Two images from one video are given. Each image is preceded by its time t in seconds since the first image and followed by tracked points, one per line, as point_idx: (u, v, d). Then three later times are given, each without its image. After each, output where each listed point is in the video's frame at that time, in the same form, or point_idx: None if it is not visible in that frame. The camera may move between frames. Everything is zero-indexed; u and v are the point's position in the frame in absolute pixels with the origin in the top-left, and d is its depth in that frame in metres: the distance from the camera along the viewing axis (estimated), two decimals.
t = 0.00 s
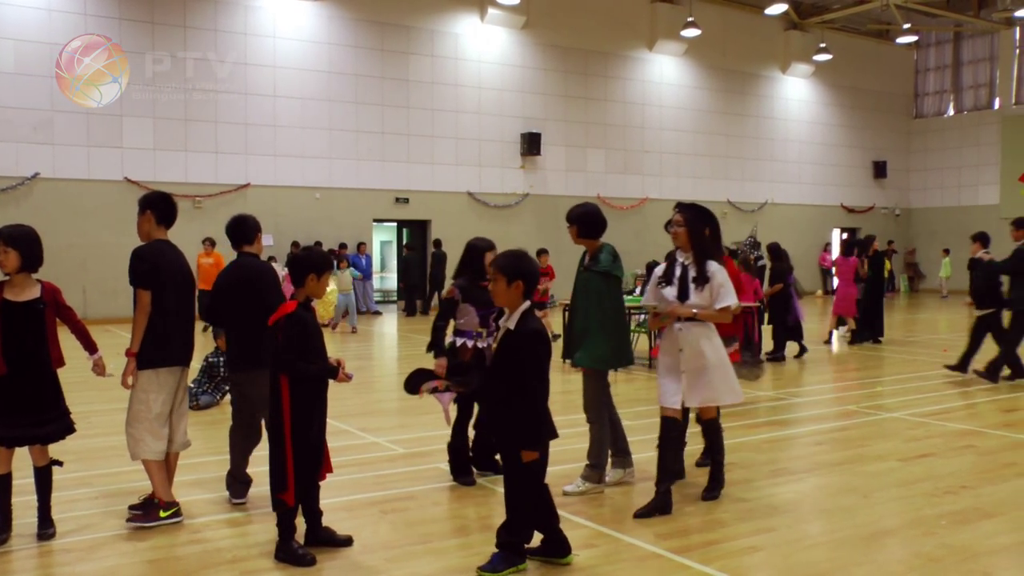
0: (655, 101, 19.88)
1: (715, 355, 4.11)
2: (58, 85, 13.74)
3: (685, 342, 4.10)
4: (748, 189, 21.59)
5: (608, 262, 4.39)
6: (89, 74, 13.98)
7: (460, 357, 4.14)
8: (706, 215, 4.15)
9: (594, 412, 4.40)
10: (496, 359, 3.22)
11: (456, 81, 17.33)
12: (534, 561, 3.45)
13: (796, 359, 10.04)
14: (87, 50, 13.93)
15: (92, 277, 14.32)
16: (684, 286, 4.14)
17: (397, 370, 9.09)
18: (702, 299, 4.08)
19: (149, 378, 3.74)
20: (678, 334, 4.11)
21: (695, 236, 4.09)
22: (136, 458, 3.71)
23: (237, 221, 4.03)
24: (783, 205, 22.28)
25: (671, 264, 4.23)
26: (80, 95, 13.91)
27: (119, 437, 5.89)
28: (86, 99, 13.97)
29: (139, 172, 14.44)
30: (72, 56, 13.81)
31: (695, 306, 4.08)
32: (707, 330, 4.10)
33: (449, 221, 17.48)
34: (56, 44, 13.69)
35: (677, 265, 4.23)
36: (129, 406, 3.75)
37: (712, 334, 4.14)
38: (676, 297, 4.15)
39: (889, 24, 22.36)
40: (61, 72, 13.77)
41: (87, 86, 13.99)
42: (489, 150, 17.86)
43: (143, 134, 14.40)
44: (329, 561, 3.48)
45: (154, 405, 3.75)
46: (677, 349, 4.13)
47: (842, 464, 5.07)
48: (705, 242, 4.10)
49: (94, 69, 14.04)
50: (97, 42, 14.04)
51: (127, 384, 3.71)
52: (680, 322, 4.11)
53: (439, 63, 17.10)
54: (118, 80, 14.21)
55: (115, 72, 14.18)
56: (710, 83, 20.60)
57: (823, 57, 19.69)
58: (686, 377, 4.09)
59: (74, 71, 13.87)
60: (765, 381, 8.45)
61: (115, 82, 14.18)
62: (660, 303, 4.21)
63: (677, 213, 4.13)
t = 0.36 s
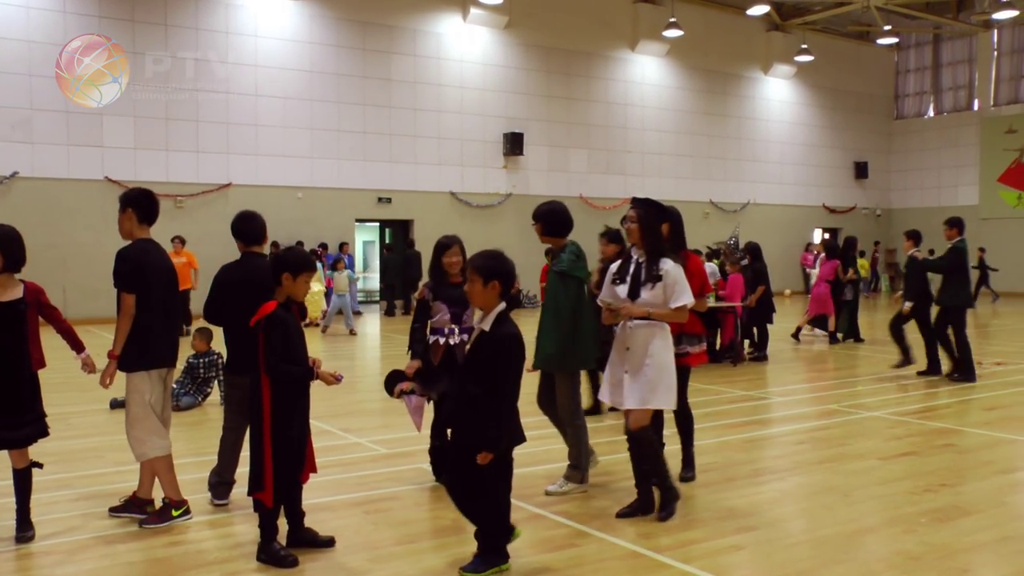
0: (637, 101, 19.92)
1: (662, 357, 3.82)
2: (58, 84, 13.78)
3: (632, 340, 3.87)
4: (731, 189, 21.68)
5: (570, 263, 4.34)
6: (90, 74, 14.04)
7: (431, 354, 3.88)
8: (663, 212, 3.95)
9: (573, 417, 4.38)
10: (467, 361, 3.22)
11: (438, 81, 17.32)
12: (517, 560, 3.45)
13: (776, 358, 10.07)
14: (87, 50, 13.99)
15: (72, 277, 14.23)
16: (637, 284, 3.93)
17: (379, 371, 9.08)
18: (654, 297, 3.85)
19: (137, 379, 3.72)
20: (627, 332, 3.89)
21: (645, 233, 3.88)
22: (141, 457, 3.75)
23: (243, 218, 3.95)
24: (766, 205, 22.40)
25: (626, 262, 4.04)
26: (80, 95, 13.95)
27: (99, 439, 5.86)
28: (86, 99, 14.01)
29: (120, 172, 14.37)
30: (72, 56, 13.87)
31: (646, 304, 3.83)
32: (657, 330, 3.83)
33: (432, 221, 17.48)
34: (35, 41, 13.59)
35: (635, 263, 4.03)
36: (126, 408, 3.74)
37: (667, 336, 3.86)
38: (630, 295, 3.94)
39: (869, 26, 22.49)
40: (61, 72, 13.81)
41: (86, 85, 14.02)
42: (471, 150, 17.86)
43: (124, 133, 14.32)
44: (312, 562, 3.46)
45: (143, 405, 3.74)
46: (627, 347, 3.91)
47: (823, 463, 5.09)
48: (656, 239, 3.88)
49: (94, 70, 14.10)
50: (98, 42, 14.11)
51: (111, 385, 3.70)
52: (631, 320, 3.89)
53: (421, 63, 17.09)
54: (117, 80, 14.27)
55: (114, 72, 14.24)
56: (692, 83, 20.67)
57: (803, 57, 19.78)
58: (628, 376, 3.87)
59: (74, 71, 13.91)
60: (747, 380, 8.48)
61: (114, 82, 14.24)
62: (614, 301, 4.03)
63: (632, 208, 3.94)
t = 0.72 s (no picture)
0: (635, 101, 19.93)
1: (625, 366, 3.71)
2: (59, 84, 13.79)
3: (595, 347, 3.78)
4: (728, 190, 21.70)
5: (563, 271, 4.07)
6: (90, 74, 14.03)
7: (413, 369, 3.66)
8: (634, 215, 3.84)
9: (557, 414, 4.37)
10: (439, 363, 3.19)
11: (436, 81, 17.31)
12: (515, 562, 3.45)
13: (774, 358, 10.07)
14: (87, 50, 13.99)
15: (70, 278, 14.21)
16: (604, 290, 3.84)
17: (376, 371, 9.07)
18: (615, 304, 3.75)
19: (149, 382, 3.74)
20: (592, 339, 3.81)
21: (613, 239, 3.78)
22: (148, 457, 3.75)
23: (258, 218, 3.94)
24: (763, 205, 22.41)
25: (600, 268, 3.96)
26: (80, 95, 13.95)
27: (96, 439, 5.85)
28: (86, 99, 14.01)
29: (117, 172, 14.35)
30: (72, 56, 13.87)
31: (606, 311, 3.74)
32: (619, 336, 3.72)
33: (430, 221, 17.46)
34: (32, 41, 13.57)
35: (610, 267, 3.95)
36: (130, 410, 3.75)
37: (633, 344, 3.75)
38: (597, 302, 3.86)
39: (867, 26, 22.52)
40: (61, 72, 13.81)
41: (86, 85, 14.02)
42: (469, 150, 17.86)
43: (121, 132, 14.31)
44: (311, 562, 3.46)
45: (150, 407, 3.75)
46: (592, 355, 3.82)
47: (821, 463, 5.10)
48: (624, 245, 3.78)
49: (94, 69, 14.09)
50: (98, 42, 14.11)
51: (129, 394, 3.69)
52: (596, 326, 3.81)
53: (419, 63, 17.09)
54: (117, 80, 14.26)
55: (114, 72, 14.23)
56: (689, 83, 20.69)
57: (801, 58, 19.79)
58: (591, 384, 3.78)
59: (74, 71, 13.91)
60: (744, 381, 8.49)
61: (114, 82, 14.23)
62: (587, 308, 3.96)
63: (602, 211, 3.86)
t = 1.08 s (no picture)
0: (620, 102, 19.96)
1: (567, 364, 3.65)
2: (58, 84, 13.85)
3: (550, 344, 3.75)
4: (713, 190, 21.75)
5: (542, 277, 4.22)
6: (89, 74, 14.12)
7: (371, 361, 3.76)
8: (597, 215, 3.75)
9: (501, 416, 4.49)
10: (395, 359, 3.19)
11: (420, 81, 17.30)
12: (499, 563, 3.46)
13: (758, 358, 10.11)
14: (87, 50, 14.09)
15: (52, 279, 14.13)
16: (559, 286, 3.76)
17: (361, 372, 9.06)
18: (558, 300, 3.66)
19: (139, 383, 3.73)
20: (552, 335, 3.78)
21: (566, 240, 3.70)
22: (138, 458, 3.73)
23: (233, 216, 3.87)
24: (747, 205, 22.48)
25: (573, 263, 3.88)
26: (79, 95, 14.03)
27: (79, 441, 5.82)
28: (85, 99, 14.08)
29: (99, 172, 14.28)
30: (72, 56, 13.95)
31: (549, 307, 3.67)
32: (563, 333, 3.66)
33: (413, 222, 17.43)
34: (14, 40, 13.48)
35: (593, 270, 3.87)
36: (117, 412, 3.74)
37: (579, 341, 3.66)
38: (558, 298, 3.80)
39: (850, 28, 22.63)
40: (61, 72, 13.89)
41: (86, 85, 14.10)
42: (454, 151, 17.85)
43: (104, 132, 14.24)
44: (296, 564, 3.46)
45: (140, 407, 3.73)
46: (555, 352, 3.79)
47: (804, 462, 5.12)
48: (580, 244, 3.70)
49: (94, 69, 14.19)
50: (97, 42, 14.19)
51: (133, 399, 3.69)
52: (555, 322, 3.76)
53: (404, 63, 17.07)
54: (117, 80, 14.35)
55: (114, 72, 14.32)
56: (674, 84, 20.74)
57: (784, 59, 19.87)
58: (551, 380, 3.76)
59: (73, 71, 13.99)
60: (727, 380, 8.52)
61: (114, 82, 14.32)
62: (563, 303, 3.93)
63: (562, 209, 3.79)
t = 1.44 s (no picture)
0: (576, 103, 20.04)
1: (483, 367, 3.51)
2: (58, 85, 14.00)
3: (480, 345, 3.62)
4: (668, 191, 21.89)
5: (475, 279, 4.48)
6: (90, 74, 14.36)
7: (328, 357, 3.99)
8: (520, 213, 3.54)
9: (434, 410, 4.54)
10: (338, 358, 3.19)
11: (377, 80, 17.23)
12: (458, 563, 3.46)
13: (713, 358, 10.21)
14: (87, 50, 14.24)
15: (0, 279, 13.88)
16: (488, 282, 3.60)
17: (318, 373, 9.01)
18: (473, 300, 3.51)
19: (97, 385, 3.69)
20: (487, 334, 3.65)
21: (488, 235, 3.57)
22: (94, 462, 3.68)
23: (156, 218, 3.83)
24: (702, 206, 22.65)
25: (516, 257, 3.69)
26: (80, 95, 14.20)
27: (31, 445, 5.73)
28: (86, 99, 14.24)
29: (50, 171, 14.06)
30: (72, 56, 14.11)
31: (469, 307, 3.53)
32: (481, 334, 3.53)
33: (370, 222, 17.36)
34: None
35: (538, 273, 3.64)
36: (75, 415, 3.69)
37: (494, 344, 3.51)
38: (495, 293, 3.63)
39: (803, 32, 22.91)
40: (61, 72, 14.04)
41: (86, 86, 14.29)
42: (411, 151, 17.80)
43: (55, 130, 14.02)
44: (254, 567, 3.44)
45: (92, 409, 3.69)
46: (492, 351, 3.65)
47: (760, 460, 5.17)
48: (503, 243, 3.53)
49: (94, 70, 14.44)
50: (98, 42, 14.36)
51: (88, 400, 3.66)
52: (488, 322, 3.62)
53: (360, 62, 17.00)
54: (117, 80, 14.51)
55: (114, 72, 14.49)
56: (629, 85, 20.86)
57: (739, 62, 20.05)
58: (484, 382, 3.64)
59: (74, 71, 14.17)
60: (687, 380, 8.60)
61: (114, 82, 14.48)
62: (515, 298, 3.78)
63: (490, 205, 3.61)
